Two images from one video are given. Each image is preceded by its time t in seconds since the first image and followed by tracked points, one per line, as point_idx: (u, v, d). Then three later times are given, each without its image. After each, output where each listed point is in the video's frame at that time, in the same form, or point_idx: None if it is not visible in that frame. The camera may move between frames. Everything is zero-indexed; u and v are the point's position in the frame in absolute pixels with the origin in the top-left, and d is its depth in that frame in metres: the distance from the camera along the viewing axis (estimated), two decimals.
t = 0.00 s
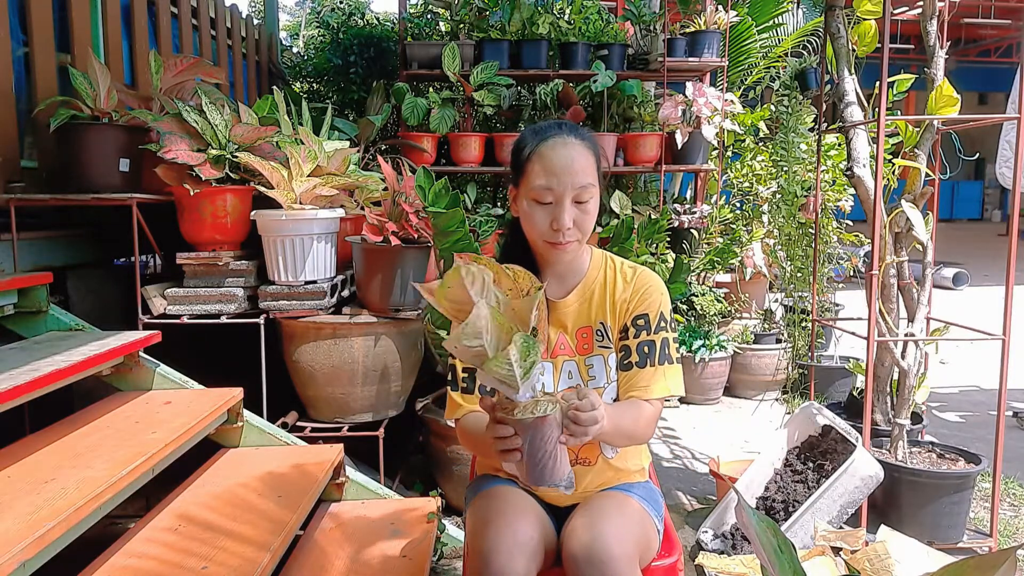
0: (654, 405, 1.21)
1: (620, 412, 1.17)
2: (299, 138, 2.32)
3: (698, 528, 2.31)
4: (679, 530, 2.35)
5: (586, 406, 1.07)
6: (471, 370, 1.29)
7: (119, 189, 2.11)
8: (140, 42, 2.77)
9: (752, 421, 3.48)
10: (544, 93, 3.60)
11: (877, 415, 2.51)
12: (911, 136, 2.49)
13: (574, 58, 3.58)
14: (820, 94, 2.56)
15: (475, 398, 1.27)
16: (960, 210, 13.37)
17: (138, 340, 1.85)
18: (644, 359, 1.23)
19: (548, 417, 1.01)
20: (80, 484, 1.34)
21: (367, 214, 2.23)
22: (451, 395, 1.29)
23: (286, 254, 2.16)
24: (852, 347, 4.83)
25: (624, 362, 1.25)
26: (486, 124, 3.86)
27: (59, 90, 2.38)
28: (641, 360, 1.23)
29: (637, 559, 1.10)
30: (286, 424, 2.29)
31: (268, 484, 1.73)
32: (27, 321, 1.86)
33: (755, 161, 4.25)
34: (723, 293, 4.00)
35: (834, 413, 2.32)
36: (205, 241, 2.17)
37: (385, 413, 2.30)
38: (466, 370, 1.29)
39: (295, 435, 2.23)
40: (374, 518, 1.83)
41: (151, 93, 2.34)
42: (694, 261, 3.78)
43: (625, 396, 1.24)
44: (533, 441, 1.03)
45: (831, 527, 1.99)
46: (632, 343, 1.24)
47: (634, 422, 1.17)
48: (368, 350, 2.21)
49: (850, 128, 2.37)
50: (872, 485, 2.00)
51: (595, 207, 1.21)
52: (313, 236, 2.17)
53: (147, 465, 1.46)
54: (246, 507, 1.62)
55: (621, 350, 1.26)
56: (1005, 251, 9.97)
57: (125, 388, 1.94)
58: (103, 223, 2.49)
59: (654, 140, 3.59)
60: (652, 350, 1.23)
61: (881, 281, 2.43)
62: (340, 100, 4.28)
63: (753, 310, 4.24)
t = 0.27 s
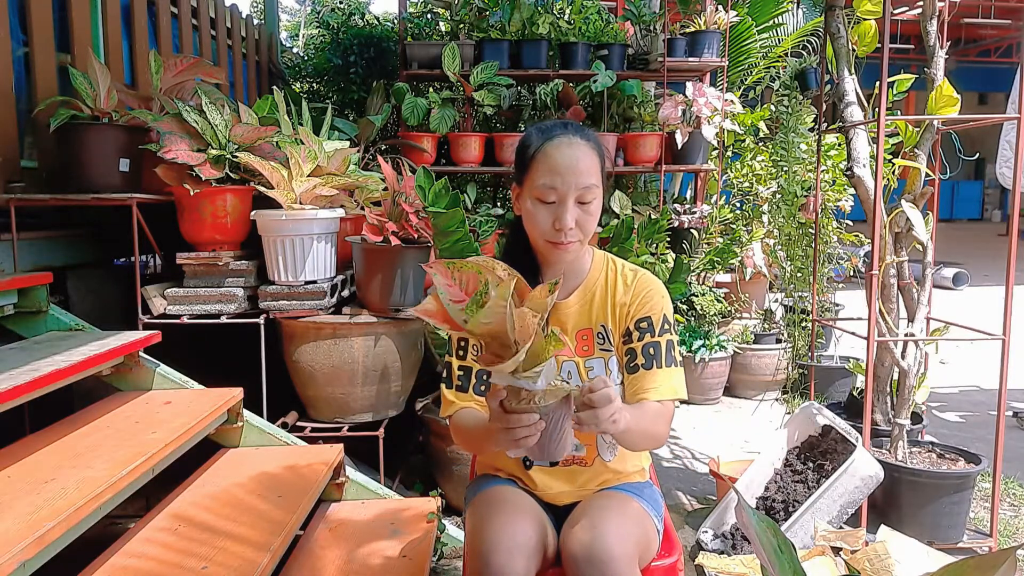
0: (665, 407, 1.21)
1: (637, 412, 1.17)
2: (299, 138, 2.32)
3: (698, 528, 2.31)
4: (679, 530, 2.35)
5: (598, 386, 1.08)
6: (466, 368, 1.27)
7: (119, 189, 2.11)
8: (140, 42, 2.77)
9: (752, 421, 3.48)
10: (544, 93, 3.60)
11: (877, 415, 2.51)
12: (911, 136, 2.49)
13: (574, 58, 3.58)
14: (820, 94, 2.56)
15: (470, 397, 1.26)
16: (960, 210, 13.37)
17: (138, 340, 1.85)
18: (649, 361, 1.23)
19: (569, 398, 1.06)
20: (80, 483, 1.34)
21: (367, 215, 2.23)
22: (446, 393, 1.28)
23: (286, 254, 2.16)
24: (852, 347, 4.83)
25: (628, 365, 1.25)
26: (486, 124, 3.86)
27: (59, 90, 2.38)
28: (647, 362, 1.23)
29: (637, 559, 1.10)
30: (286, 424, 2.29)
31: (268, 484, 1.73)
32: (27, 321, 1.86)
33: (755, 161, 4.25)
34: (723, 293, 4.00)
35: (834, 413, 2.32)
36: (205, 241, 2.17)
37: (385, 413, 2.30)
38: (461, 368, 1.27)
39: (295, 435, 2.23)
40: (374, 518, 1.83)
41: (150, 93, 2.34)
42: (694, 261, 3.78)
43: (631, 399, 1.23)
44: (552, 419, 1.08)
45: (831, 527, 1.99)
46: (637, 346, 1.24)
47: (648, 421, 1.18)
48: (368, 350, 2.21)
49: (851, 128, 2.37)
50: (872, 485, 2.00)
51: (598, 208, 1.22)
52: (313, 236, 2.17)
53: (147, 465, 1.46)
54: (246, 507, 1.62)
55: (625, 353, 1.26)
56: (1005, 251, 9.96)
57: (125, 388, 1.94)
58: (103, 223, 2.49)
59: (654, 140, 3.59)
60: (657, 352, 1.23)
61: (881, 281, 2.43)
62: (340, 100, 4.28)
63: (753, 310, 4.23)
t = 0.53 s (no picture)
0: (670, 399, 1.20)
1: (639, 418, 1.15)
2: (299, 138, 2.32)
3: (698, 528, 2.31)
4: (679, 530, 2.35)
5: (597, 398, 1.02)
6: (467, 368, 1.27)
7: (119, 189, 2.11)
8: (140, 42, 2.77)
9: (752, 421, 3.48)
10: (544, 93, 3.60)
11: (877, 415, 2.51)
12: (911, 136, 2.49)
13: (574, 58, 3.58)
14: (820, 94, 2.56)
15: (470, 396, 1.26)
16: (960, 210, 13.37)
17: (138, 340, 1.85)
18: (652, 353, 1.23)
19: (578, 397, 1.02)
20: (80, 484, 1.34)
21: (367, 215, 2.22)
22: (446, 393, 1.28)
23: (286, 254, 2.16)
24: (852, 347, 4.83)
25: (632, 359, 1.24)
26: (486, 124, 3.86)
27: (59, 90, 2.38)
28: (650, 353, 1.23)
29: (637, 560, 1.10)
30: (286, 424, 2.29)
31: (268, 484, 1.73)
32: (27, 321, 1.86)
33: (755, 161, 4.25)
34: (723, 293, 4.00)
35: (834, 413, 2.32)
36: (205, 241, 2.17)
37: (385, 413, 2.30)
38: (462, 367, 1.28)
39: (295, 435, 2.23)
40: (374, 518, 1.83)
41: (151, 93, 2.34)
42: (694, 261, 3.78)
43: (636, 396, 1.22)
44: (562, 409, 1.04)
45: (831, 527, 1.99)
46: (639, 339, 1.24)
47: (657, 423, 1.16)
48: (368, 350, 2.21)
49: (851, 128, 2.36)
50: (872, 485, 1.99)
51: (601, 208, 1.22)
52: (313, 236, 2.17)
53: (147, 465, 1.46)
54: (246, 507, 1.62)
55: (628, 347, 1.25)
56: (1005, 251, 9.96)
57: (125, 388, 1.94)
58: (103, 223, 2.49)
59: (654, 140, 3.59)
60: (659, 344, 1.23)
61: (881, 281, 2.43)
62: (340, 100, 4.28)
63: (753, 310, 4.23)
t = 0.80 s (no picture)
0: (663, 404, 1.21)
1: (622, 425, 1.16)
2: (299, 138, 2.32)
3: (698, 528, 2.31)
4: (679, 530, 2.35)
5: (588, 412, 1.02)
6: (467, 368, 1.28)
7: (119, 189, 2.11)
8: (140, 42, 2.77)
9: (752, 421, 3.48)
10: (544, 93, 3.60)
11: (877, 415, 2.51)
12: (911, 136, 2.49)
13: (574, 58, 3.58)
14: (820, 94, 2.56)
15: (469, 395, 1.26)
16: (960, 210, 13.37)
17: (138, 340, 1.85)
18: (647, 355, 1.23)
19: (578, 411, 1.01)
20: (80, 484, 1.34)
21: (367, 215, 2.22)
22: (446, 392, 1.29)
23: (286, 254, 2.16)
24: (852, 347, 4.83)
25: (627, 359, 1.24)
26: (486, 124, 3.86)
27: (59, 90, 2.38)
28: (646, 356, 1.23)
29: (637, 560, 1.10)
30: (286, 424, 2.29)
31: (268, 484, 1.73)
32: (27, 321, 1.86)
33: (755, 161, 4.25)
34: (723, 293, 4.00)
35: (834, 413, 2.32)
36: (205, 241, 2.17)
37: (385, 413, 2.30)
38: (462, 366, 1.28)
39: (294, 435, 2.23)
40: (374, 518, 1.83)
41: (150, 93, 2.34)
42: (694, 261, 3.78)
43: (628, 400, 1.23)
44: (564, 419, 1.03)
45: (831, 527, 1.99)
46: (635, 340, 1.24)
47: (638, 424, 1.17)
48: (368, 350, 2.21)
49: (851, 128, 2.37)
50: (872, 485, 1.99)
51: (599, 206, 1.21)
52: (313, 236, 2.17)
53: (147, 465, 1.46)
54: (246, 506, 1.62)
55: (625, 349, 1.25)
56: (1005, 251, 9.96)
57: (125, 388, 1.94)
58: (103, 223, 2.49)
59: (654, 140, 3.59)
60: (654, 347, 1.24)
61: (881, 281, 2.43)
62: (340, 100, 4.28)
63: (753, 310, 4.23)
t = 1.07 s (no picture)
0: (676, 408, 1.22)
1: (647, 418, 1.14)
2: (299, 138, 2.32)
3: (698, 528, 2.31)
4: (679, 530, 2.35)
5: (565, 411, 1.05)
6: (463, 365, 1.27)
7: (119, 189, 2.11)
8: (140, 42, 2.77)
9: (752, 421, 3.48)
10: (545, 93, 3.60)
11: (877, 415, 2.51)
12: (911, 136, 2.49)
13: (574, 58, 3.58)
14: (820, 94, 2.56)
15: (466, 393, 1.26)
16: (960, 210, 13.37)
17: (138, 340, 1.85)
18: (660, 361, 1.23)
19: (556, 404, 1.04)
20: (80, 484, 1.34)
21: (367, 215, 2.22)
22: (441, 390, 1.29)
23: (286, 254, 2.16)
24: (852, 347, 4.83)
25: (638, 365, 1.25)
26: (486, 124, 3.86)
27: (59, 90, 2.38)
28: (657, 361, 1.23)
29: (637, 560, 1.10)
30: (286, 424, 2.29)
31: (268, 483, 1.73)
32: (27, 321, 1.86)
33: (755, 161, 4.25)
34: (723, 293, 4.00)
35: (834, 413, 2.32)
36: (205, 241, 2.17)
37: (385, 413, 2.30)
38: (457, 365, 1.27)
39: (294, 435, 2.23)
40: (374, 518, 1.83)
41: (150, 93, 2.34)
42: (694, 261, 3.78)
43: (641, 400, 1.23)
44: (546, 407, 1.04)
45: (831, 527, 1.99)
46: (646, 345, 1.24)
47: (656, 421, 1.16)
48: (368, 350, 2.21)
49: (850, 128, 2.37)
50: (872, 485, 1.99)
51: (585, 202, 1.21)
52: (313, 236, 2.17)
53: (147, 465, 1.46)
54: (246, 506, 1.62)
55: (633, 353, 1.25)
56: (1005, 251, 9.96)
57: (125, 388, 1.94)
58: (103, 223, 2.49)
59: (653, 140, 3.60)
60: (667, 351, 1.24)
61: (881, 281, 2.43)
62: (340, 100, 4.28)
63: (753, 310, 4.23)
